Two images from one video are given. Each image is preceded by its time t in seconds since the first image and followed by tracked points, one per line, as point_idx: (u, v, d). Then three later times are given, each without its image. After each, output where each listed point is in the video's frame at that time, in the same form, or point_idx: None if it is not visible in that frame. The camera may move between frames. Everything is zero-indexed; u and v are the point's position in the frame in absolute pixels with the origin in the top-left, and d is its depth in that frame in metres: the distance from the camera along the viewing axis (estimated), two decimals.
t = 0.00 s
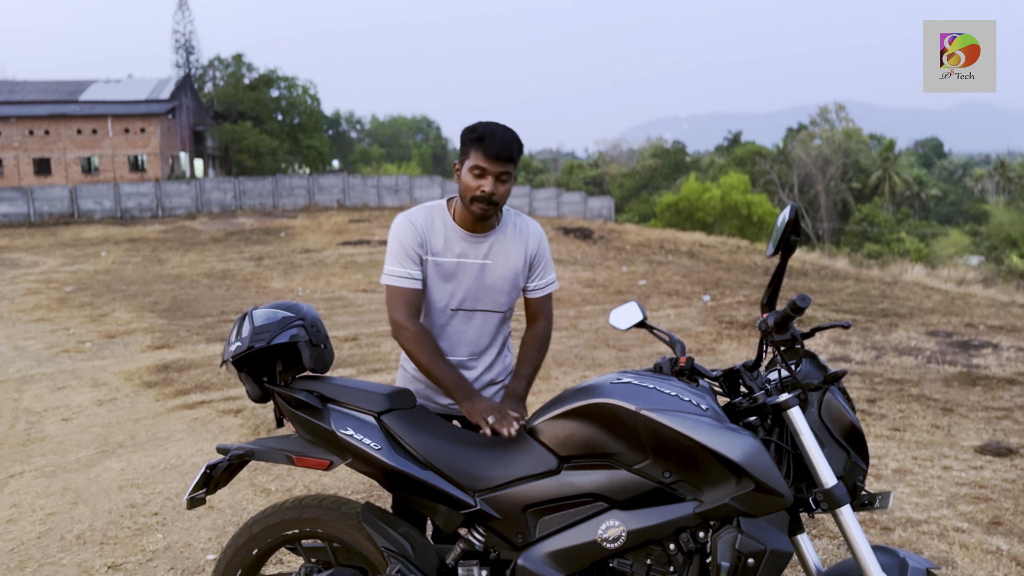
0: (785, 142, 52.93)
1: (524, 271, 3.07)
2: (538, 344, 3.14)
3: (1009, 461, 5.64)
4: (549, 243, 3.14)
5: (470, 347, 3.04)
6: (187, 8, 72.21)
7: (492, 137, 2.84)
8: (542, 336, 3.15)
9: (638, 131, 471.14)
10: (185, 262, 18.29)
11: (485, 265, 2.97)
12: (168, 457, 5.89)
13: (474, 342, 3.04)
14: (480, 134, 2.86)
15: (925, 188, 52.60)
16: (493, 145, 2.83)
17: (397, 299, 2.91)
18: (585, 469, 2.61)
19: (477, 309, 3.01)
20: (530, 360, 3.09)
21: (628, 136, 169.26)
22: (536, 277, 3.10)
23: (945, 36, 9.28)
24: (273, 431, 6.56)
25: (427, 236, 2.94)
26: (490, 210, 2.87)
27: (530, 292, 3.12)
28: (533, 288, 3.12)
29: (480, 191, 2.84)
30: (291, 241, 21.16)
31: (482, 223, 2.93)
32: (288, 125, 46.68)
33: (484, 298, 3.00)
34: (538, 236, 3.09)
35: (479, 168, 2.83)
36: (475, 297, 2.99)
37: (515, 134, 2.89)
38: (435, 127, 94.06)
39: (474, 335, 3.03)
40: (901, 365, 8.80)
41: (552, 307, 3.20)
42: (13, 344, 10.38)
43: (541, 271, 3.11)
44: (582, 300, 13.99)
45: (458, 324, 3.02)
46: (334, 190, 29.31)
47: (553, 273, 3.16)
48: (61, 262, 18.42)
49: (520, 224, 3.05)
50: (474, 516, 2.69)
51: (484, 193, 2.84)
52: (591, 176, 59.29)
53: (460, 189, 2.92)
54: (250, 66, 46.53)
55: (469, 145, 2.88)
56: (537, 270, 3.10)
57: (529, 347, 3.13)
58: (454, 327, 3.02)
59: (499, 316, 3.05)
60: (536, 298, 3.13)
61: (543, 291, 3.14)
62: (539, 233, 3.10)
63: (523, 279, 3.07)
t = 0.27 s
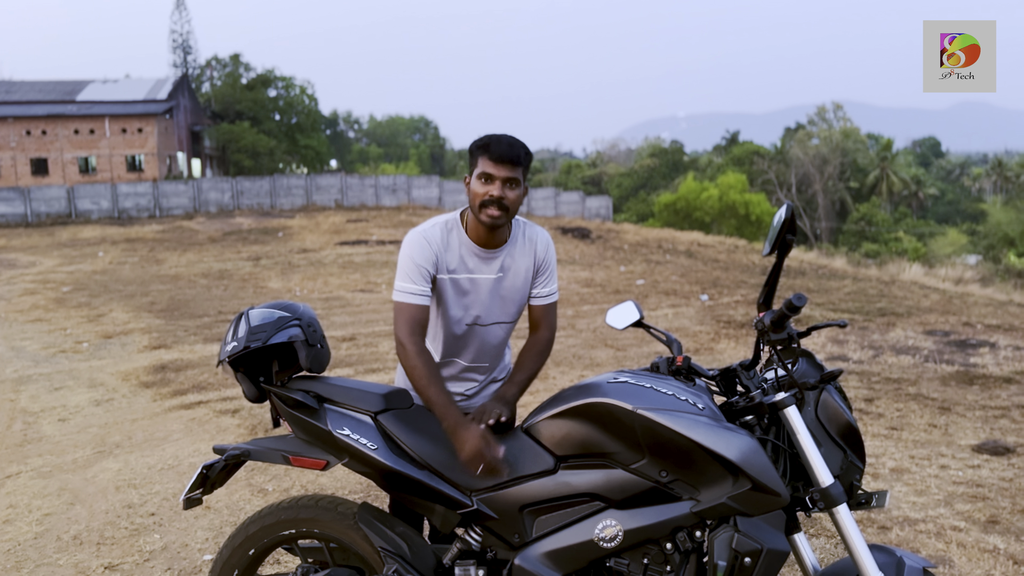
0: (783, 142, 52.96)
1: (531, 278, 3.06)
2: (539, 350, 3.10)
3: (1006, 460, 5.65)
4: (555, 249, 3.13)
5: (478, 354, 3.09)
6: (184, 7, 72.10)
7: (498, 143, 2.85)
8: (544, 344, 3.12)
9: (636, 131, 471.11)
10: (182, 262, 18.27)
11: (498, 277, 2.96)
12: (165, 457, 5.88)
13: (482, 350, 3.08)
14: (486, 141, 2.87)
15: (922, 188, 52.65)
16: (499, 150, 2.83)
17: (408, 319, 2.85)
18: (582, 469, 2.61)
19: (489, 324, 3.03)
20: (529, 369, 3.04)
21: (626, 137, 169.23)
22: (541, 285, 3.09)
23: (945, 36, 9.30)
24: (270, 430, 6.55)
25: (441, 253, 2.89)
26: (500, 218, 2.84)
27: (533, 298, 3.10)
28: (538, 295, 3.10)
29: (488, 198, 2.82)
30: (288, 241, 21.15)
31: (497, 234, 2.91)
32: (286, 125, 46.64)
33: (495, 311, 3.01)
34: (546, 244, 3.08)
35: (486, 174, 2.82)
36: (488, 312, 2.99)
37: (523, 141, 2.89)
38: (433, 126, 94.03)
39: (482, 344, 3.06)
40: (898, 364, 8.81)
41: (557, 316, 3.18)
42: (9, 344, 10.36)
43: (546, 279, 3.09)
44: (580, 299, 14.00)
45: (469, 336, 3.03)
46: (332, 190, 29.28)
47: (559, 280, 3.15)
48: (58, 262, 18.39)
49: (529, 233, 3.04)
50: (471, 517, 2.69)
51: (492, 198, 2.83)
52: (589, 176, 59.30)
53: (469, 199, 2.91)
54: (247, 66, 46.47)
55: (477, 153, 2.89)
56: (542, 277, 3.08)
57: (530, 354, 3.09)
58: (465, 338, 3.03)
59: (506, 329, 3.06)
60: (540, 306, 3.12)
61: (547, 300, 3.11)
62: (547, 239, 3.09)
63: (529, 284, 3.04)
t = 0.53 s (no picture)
0: (780, 142, 53.02)
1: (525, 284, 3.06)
2: (522, 365, 3.10)
3: (1002, 459, 5.66)
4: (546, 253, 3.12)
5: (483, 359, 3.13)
6: (182, 8, 72.00)
7: (488, 172, 2.79)
8: (529, 358, 3.11)
9: (634, 130, 471.16)
10: (179, 263, 18.24)
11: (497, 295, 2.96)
12: (162, 458, 5.88)
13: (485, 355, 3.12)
14: (475, 170, 2.81)
15: (919, 187, 52.73)
16: (489, 180, 2.77)
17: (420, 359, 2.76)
18: (579, 469, 2.61)
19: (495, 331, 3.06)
20: (513, 386, 3.04)
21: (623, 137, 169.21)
22: (534, 289, 3.08)
23: (945, 36, 9.31)
24: (267, 431, 6.55)
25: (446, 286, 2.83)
26: (495, 247, 2.80)
27: (523, 303, 3.09)
28: (528, 299, 3.08)
29: (482, 229, 2.77)
30: (286, 241, 21.13)
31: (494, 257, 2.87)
32: (283, 125, 46.59)
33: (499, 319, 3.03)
34: (539, 246, 3.09)
35: (477, 206, 2.77)
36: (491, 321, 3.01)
37: (511, 165, 2.83)
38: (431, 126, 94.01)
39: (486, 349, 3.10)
40: (895, 364, 8.82)
41: (542, 321, 3.15)
42: (6, 345, 10.34)
43: (540, 283, 3.08)
44: (578, 299, 14.00)
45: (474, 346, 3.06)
46: (330, 191, 29.26)
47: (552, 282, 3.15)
48: (55, 263, 18.36)
49: (523, 242, 3.03)
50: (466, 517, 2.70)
51: (485, 228, 2.77)
52: (587, 175, 59.33)
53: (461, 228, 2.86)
54: (244, 67, 46.39)
55: (467, 182, 2.83)
56: (536, 280, 3.07)
57: (516, 367, 3.09)
58: (475, 346, 3.06)
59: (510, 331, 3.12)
60: (530, 310, 3.10)
61: (538, 303, 3.10)
62: (540, 241, 3.10)
63: (522, 284, 3.03)
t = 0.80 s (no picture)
0: (778, 142, 53.04)
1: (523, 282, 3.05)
2: (518, 367, 3.08)
3: (998, 458, 5.66)
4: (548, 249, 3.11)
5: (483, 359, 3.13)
6: (179, 8, 71.94)
7: (476, 178, 2.78)
8: (526, 358, 3.10)
9: (632, 130, 471.23)
10: (177, 263, 18.23)
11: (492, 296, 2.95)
12: (158, 460, 5.87)
13: (486, 355, 3.12)
14: (463, 176, 2.80)
15: (917, 187, 52.79)
16: (477, 186, 2.76)
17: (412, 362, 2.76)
18: (575, 468, 2.61)
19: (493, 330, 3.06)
20: (509, 388, 3.04)
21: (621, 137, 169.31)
22: (532, 286, 3.07)
23: (945, 36, 9.32)
24: (264, 432, 6.54)
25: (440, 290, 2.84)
26: (485, 251, 2.81)
27: (521, 302, 3.08)
28: (526, 298, 3.07)
29: (472, 237, 2.78)
30: (284, 242, 21.10)
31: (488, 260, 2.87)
32: (281, 125, 46.56)
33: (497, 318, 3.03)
34: (538, 243, 3.08)
35: (464, 213, 2.76)
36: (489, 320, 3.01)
37: (500, 170, 2.82)
38: (429, 126, 93.94)
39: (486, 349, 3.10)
40: (893, 363, 8.83)
41: (540, 319, 3.14)
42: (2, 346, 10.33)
43: (539, 280, 3.08)
44: (575, 300, 14.01)
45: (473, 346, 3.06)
46: (327, 191, 29.25)
47: (551, 279, 3.13)
48: (52, 264, 18.35)
49: (521, 240, 3.02)
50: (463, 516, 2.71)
51: (475, 236, 2.78)
52: (585, 176, 59.35)
53: (452, 234, 2.86)
54: (242, 67, 46.33)
55: (454, 187, 2.82)
56: (534, 278, 3.06)
57: (512, 367, 3.08)
58: (475, 345, 3.06)
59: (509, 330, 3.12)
60: (529, 309, 3.09)
61: (537, 300, 3.09)
62: (539, 238, 3.09)
63: (520, 283, 3.02)
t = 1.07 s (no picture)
0: (776, 142, 53.05)
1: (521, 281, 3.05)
2: (514, 367, 3.09)
3: (996, 458, 5.67)
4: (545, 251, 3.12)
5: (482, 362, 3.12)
6: (177, 9, 71.93)
7: (473, 177, 2.77)
8: (523, 358, 3.10)
9: (631, 131, 471.27)
10: (174, 264, 18.23)
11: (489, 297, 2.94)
12: (155, 461, 5.87)
13: (484, 357, 3.11)
14: (459, 174, 2.80)
15: (915, 187, 52.83)
16: (474, 184, 2.76)
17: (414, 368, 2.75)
18: (571, 469, 2.61)
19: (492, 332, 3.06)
20: (505, 389, 3.04)
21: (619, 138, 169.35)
22: (529, 286, 3.08)
23: (945, 37, 9.33)
24: (261, 433, 6.54)
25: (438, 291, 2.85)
26: (480, 251, 2.80)
27: (519, 302, 3.08)
28: (524, 298, 3.08)
29: (468, 237, 2.78)
30: (282, 243, 21.10)
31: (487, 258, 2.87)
32: (279, 126, 46.53)
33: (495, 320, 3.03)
34: (535, 243, 3.09)
35: (460, 212, 2.77)
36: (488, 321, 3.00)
37: (496, 168, 2.82)
38: (427, 127, 93.93)
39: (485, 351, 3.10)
40: (891, 363, 8.84)
41: (536, 319, 3.14)
42: None
43: (536, 280, 3.09)
44: (573, 300, 14.01)
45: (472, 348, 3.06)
46: (325, 192, 29.23)
47: (549, 280, 3.15)
48: (49, 265, 18.33)
49: (517, 239, 3.04)
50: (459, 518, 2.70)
51: (470, 235, 2.78)
52: (583, 176, 59.35)
53: (447, 234, 2.87)
54: (239, 68, 46.29)
55: (450, 187, 2.82)
56: (531, 277, 3.07)
57: (508, 367, 3.08)
58: (475, 345, 3.05)
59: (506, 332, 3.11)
60: (526, 308, 3.09)
61: (534, 301, 3.10)
62: (535, 237, 3.10)
63: (518, 283, 3.02)
